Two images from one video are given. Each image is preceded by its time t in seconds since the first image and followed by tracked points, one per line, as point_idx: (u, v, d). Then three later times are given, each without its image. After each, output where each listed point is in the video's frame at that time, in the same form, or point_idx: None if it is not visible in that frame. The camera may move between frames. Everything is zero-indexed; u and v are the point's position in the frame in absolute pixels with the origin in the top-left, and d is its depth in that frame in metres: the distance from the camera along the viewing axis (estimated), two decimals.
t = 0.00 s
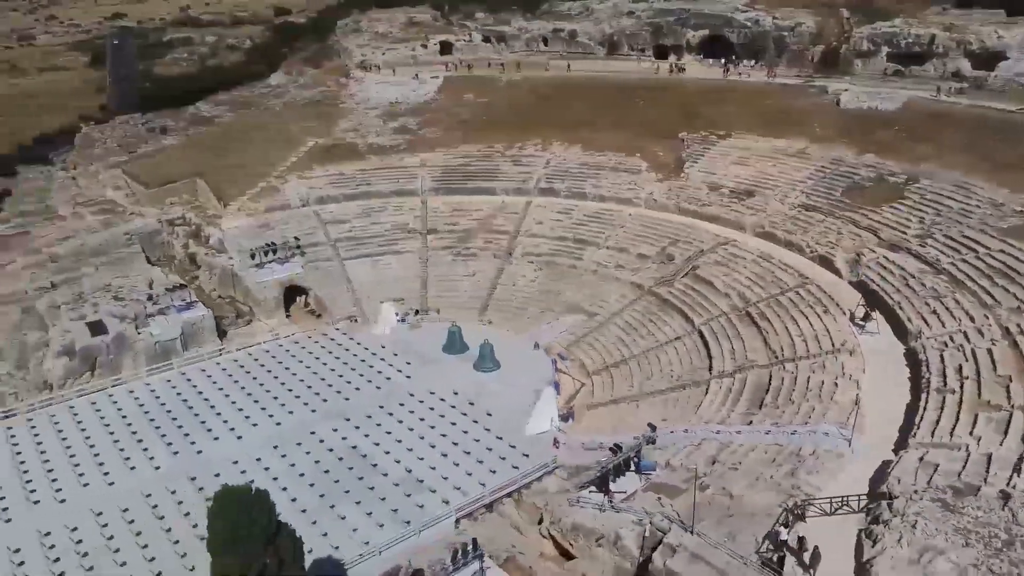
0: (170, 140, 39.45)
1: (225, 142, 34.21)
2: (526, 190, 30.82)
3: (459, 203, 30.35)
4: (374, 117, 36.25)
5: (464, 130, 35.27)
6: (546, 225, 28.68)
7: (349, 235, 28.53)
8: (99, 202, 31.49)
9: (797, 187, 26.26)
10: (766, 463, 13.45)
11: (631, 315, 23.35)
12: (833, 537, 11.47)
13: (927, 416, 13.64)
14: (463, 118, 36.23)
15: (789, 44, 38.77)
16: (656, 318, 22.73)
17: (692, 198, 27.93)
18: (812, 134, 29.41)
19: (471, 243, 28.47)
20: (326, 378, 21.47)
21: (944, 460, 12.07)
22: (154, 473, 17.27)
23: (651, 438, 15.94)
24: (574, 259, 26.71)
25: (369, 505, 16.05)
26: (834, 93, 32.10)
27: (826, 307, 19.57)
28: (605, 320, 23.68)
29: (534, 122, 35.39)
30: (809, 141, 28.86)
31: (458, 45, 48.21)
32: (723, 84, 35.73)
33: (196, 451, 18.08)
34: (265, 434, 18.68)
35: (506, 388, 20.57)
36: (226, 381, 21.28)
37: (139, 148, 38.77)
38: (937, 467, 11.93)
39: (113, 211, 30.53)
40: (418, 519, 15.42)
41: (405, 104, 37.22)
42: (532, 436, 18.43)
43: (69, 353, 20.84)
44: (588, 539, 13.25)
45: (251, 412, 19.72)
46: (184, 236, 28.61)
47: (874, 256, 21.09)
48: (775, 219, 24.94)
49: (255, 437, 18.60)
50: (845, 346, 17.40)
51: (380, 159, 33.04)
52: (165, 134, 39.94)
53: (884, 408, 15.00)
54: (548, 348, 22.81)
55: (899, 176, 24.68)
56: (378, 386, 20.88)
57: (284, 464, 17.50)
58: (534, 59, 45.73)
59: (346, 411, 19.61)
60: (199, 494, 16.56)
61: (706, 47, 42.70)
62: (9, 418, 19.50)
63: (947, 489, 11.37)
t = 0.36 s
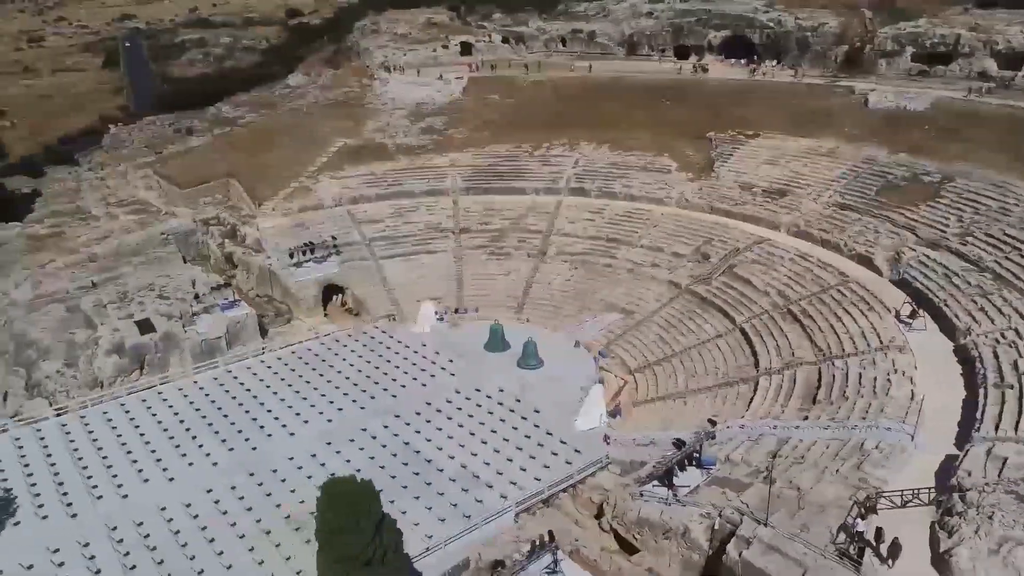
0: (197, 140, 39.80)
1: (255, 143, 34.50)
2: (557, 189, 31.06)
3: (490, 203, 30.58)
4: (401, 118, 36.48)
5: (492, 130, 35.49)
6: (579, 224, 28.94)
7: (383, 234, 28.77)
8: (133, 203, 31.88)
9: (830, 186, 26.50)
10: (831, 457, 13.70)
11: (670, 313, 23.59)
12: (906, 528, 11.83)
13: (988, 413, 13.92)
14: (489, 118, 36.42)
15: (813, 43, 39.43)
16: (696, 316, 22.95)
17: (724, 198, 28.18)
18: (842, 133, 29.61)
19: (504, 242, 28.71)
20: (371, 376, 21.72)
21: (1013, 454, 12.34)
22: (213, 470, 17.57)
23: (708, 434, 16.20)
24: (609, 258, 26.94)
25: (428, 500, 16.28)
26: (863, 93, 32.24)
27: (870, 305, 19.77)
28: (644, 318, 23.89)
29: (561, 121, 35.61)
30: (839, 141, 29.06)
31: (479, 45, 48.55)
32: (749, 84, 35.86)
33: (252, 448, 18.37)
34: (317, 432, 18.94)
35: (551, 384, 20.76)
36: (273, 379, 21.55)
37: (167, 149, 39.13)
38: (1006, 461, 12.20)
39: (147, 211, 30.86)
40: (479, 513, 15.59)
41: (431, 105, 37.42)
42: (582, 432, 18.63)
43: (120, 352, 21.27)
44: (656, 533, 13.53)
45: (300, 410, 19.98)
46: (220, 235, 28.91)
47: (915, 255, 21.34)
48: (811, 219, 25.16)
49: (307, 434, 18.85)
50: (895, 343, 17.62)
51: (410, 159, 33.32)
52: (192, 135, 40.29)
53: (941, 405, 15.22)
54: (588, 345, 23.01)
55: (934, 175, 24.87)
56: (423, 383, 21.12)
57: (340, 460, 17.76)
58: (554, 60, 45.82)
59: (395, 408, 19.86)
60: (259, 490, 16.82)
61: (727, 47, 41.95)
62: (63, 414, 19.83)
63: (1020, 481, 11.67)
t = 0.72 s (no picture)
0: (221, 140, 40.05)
1: (281, 143, 34.72)
2: (585, 189, 31.30)
3: (519, 203, 30.82)
4: (426, 118, 36.71)
5: (518, 130, 35.72)
6: (609, 223, 29.20)
7: (416, 233, 29.01)
8: (164, 203, 32.17)
9: (860, 185, 26.77)
10: (890, 449, 13.95)
11: (706, 310, 23.85)
12: (975, 519, 12.12)
13: None
14: (514, 118, 36.66)
15: (834, 43, 39.78)
16: (733, 313, 23.20)
17: (754, 197, 28.42)
18: (870, 133, 29.85)
19: (535, 241, 28.96)
20: (413, 373, 21.94)
21: None
22: (268, 465, 17.80)
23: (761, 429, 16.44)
24: (641, 256, 27.19)
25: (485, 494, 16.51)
26: (888, 93, 32.45)
27: (911, 302, 20.02)
28: (680, 316, 24.13)
29: (585, 121, 35.88)
30: (867, 140, 29.29)
31: (497, 46, 48.84)
32: (773, 84, 36.07)
33: (303, 443, 18.61)
34: (366, 427, 19.16)
35: (593, 381, 20.97)
36: (317, 376, 21.78)
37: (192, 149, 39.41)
38: None
39: (178, 210, 31.13)
40: (536, 506, 15.81)
41: (455, 104, 37.65)
42: (628, 428, 18.86)
43: (166, 349, 21.55)
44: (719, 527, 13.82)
45: (347, 406, 20.21)
46: (254, 235, 29.17)
47: (952, 252, 21.62)
48: (844, 217, 25.42)
49: (357, 430, 19.07)
50: (940, 339, 17.88)
51: (438, 159, 33.57)
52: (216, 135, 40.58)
53: (993, 399, 15.47)
54: (627, 342, 23.23)
55: (965, 174, 25.09)
56: (466, 380, 21.34)
57: (392, 455, 17.99)
58: (574, 60, 46.07)
59: (441, 404, 20.09)
60: (315, 484, 17.06)
61: (747, 46, 43.03)
62: (113, 410, 20.08)
63: None
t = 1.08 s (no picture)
0: (243, 139, 40.28)
1: (307, 147, 35.13)
2: (611, 187, 31.55)
3: (547, 202, 31.07)
4: (450, 118, 36.98)
5: (541, 130, 35.95)
6: (637, 221, 29.47)
7: (446, 231, 29.29)
8: (193, 202, 32.39)
9: (888, 183, 27.07)
10: (947, 441, 14.25)
11: (740, 307, 24.13)
12: None
13: None
14: (536, 118, 36.91)
15: (853, 43, 40.18)
16: (767, 310, 23.47)
17: (782, 195, 28.67)
18: (895, 132, 30.17)
19: (564, 239, 29.21)
20: (454, 369, 22.20)
21: None
22: (320, 459, 18.05)
23: (810, 423, 16.73)
24: (671, 255, 27.45)
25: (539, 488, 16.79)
26: (911, 95, 32.78)
27: (949, 298, 20.36)
28: (713, 313, 24.40)
29: (608, 121, 36.13)
30: (893, 139, 29.58)
31: (514, 45, 49.09)
32: (794, 86, 36.52)
33: (352, 438, 18.86)
34: (413, 422, 19.43)
35: (633, 376, 21.24)
36: (359, 372, 22.04)
37: (215, 149, 39.62)
38: None
39: (208, 210, 31.38)
40: (591, 499, 16.10)
41: (478, 105, 37.96)
42: (672, 422, 19.14)
43: (211, 346, 21.78)
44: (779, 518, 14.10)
45: (392, 402, 20.47)
46: (285, 233, 29.39)
47: (987, 250, 21.96)
48: (874, 215, 25.74)
49: (404, 425, 19.33)
50: (983, 334, 18.19)
51: (463, 158, 33.82)
52: (238, 134, 40.83)
53: None
54: (662, 339, 23.51)
55: (995, 172, 25.41)
56: (507, 376, 21.60)
57: (442, 449, 18.26)
58: (591, 60, 46.28)
59: (485, 399, 20.35)
60: (369, 478, 17.33)
61: (765, 46, 42.80)
62: (161, 406, 20.33)
63: None
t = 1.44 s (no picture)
0: (267, 139, 40.55)
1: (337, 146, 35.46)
2: (639, 186, 31.83)
3: (576, 200, 31.36)
4: (475, 117, 37.31)
5: (567, 130, 36.24)
6: (666, 219, 29.77)
7: (478, 230, 29.62)
8: (224, 201, 32.69)
9: (918, 182, 27.38)
10: (1001, 433, 14.59)
11: (774, 304, 24.40)
12: None
13: None
14: (561, 117, 37.26)
15: (873, 44, 40.65)
16: (802, 307, 23.76)
17: (810, 194, 28.95)
18: (921, 130, 30.50)
19: (595, 238, 29.49)
20: (495, 365, 22.47)
21: None
22: (373, 453, 18.32)
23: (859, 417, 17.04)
24: (702, 253, 27.74)
25: (593, 481, 17.08)
26: (935, 95, 33.11)
27: (987, 295, 20.73)
28: (748, 309, 24.66)
29: (632, 120, 36.43)
30: (920, 138, 29.89)
31: (533, 45, 49.39)
32: (817, 86, 36.87)
33: (403, 432, 19.13)
34: (461, 417, 19.71)
35: (674, 371, 21.53)
36: (401, 368, 22.31)
37: (239, 148, 39.87)
38: None
39: (240, 209, 31.67)
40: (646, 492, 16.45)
41: (503, 105, 38.33)
42: (716, 416, 19.45)
43: (257, 342, 22.06)
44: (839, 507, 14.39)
45: (438, 397, 20.75)
46: (318, 231, 29.64)
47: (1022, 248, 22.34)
48: (905, 214, 26.08)
49: (452, 420, 19.61)
50: None
51: (490, 157, 34.12)
52: (262, 134, 41.12)
53: None
54: (699, 335, 23.80)
55: None
56: (549, 372, 21.87)
57: (493, 443, 18.55)
58: (611, 60, 46.68)
59: (530, 395, 20.64)
60: (423, 471, 17.61)
61: (785, 45, 43.23)
62: (209, 401, 20.60)
63: None
